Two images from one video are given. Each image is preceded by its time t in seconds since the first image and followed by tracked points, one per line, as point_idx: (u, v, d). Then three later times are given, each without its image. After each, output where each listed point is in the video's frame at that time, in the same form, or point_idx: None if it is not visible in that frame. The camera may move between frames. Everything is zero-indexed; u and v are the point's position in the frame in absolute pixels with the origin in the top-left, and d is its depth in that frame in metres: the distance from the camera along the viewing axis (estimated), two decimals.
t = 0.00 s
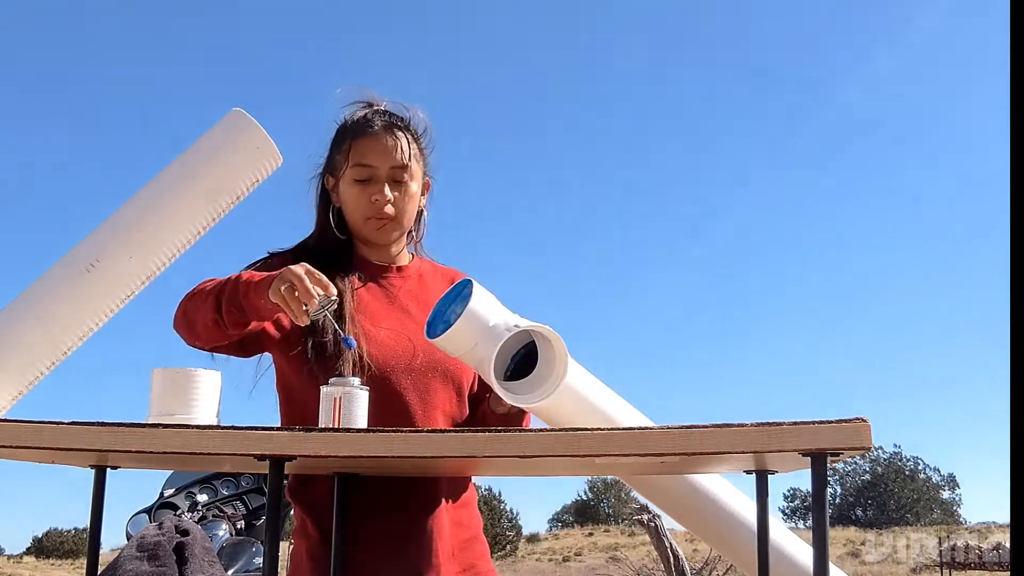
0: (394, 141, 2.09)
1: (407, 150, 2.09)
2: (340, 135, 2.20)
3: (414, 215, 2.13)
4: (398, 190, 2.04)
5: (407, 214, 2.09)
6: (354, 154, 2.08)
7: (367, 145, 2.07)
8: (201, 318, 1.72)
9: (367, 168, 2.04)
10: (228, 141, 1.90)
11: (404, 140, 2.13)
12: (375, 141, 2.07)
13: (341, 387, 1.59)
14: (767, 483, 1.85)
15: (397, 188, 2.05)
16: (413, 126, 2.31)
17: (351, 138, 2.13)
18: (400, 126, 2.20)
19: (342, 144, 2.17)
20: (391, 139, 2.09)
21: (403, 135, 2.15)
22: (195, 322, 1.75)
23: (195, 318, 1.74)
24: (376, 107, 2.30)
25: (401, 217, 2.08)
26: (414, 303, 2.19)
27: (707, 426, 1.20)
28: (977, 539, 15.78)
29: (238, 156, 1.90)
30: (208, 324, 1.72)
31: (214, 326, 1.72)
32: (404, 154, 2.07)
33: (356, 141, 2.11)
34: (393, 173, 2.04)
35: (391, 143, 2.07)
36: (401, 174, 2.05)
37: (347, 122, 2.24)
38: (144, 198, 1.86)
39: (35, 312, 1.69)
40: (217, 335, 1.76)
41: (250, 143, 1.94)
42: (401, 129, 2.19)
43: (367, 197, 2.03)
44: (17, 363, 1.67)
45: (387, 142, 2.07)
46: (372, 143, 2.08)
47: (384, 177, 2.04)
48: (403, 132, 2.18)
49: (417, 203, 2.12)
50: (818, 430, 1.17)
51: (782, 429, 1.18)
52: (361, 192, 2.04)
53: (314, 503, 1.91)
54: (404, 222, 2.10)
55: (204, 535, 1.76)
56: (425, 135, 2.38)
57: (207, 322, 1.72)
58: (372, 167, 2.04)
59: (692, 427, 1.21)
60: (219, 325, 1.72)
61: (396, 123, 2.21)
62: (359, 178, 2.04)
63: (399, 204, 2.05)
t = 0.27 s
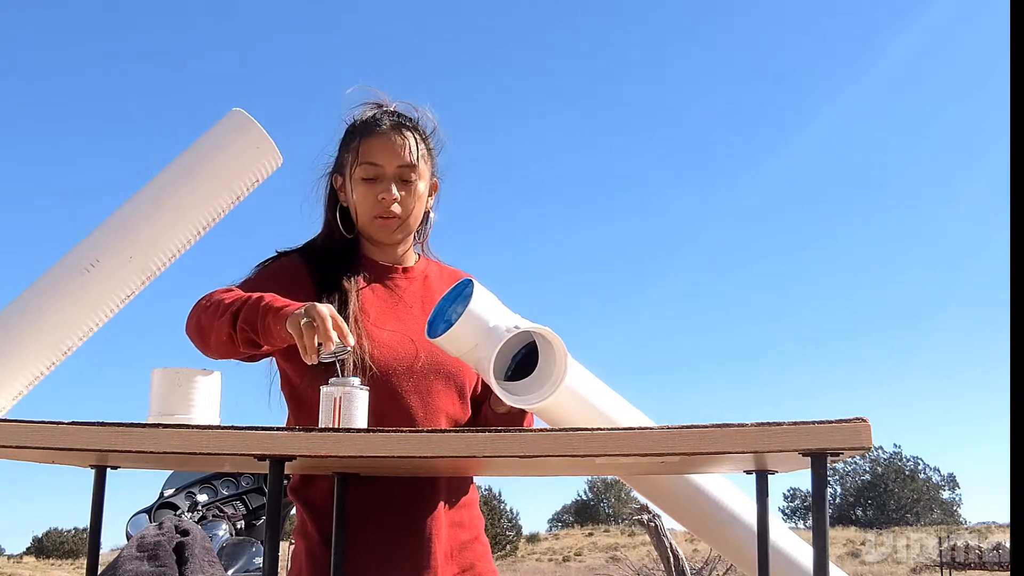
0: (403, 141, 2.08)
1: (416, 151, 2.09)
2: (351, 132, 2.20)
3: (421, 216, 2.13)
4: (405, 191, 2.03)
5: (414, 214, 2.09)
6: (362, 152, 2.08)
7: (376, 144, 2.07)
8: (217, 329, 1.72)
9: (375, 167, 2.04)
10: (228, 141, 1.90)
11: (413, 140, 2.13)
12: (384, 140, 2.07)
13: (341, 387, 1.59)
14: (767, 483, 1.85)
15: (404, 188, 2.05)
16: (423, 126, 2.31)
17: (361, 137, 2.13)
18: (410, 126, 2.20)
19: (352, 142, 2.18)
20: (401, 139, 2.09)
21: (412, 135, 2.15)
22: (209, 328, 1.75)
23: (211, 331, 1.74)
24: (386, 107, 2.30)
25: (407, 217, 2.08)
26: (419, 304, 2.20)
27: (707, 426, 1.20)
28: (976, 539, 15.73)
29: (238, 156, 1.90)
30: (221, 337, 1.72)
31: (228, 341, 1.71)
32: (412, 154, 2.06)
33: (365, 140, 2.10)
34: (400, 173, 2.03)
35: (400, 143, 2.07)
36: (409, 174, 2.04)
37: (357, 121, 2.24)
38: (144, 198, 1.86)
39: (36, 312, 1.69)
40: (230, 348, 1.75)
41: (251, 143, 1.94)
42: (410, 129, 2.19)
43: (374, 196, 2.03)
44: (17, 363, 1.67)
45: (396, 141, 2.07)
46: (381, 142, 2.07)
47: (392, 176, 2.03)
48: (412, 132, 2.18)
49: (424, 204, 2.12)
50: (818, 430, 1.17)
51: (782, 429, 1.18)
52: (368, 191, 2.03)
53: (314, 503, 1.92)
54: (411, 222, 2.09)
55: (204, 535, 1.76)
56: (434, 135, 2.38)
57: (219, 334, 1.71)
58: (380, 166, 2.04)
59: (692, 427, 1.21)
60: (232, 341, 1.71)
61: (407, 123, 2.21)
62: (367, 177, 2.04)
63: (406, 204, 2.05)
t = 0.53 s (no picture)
0: (415, 140, 2.09)
1: (427, 150, 2.09)
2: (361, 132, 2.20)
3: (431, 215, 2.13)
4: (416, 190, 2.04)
5: (424, 214, 2.09)
6: (373, 151, 2.09)
7: (387, 143, 2.08)
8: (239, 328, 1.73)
9: (385, 166, 2.04)
10: (228, 141, 1.90)
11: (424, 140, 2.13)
12: (395, 139, 2.07)
13: (341, 386, 1.58)
14: (767, 483, 1.85)
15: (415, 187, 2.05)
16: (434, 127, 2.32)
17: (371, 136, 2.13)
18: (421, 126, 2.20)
19: (362, 142, 2.18)
20: (412, 138, 2.09)
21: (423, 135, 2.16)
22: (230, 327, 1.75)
23: (222, 333, 1.75)
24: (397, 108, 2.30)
25: (417, 216, 2.08)
26: (427, 305, 2.21)
27: (707, 426, 1.20)
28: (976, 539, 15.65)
29: (238, 156, 1.90)
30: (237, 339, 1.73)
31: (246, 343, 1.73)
32: (423, 154, 2.07)
33: (376, 139, 2.11)
34: (411, 172, 2.04)
35: (412, 142, 2.07)
36: (419, 174, 2.05)
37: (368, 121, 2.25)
38: (144, 198, 1.86)
39: (36, 312, 1.69)
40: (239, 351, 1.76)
41: (251, 143, 1.94)
42: (421, 129, 2.19)
43: (385, 195, 2.04)
44: (17, 363, 1.67)
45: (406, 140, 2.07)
46: (392, 141, 2.08)
47: (402, 175, 2.04)
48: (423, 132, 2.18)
49: (434, 203, 2.12)
50: (818, 430, 1.17)
51: (782, 430, 1.18)
52: (379, 190, 2.04)
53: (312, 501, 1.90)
54: (421, 222, 2.10)
55: (204, 535, 1.76)
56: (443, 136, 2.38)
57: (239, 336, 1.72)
58: (391, 165, 2.04)
59: (692, 427, 1.21)
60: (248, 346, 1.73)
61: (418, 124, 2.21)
62: (377, 175, 2.05)
63: (416, 203, 2.05)
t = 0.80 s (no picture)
0: (426, 138, 2.09)
1: (439, 148, 2.10)
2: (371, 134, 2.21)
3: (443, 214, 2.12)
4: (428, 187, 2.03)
5: (437, 212, 2.08)
6: (383, 150, 2.09)
7: (397, 141, 2.08)
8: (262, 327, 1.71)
9: (396, 164, 2.04)
10: (228, 141, 1.90)
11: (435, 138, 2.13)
12: (405, 138, 2.08)
13: (342, 387, 1.59)
14: (767, 483, 1.85)
15: (426, 185, 2.05)
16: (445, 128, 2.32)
17: (381, 137, 2.14)
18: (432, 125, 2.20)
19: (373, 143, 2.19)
20: (423, 137, 2.09)
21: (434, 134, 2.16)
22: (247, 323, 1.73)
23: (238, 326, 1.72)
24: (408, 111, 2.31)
25: (430, 214, 2.07)
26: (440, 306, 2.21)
27: (707, 426, 1.21)
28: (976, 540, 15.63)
29: (238, 156, 1.90)
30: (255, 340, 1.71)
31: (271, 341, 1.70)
32: (434, 151, 2.07)
33: (387, 138, 2.11)
34: (422, 169, 2.04)
35: (422, 140, 2.08)
36: (430, 171, 2.05)
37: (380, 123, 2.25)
38: (144, 198, 1.86)
39: (35, 311, 1.69)
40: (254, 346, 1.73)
41: (251, 143, 1.94)
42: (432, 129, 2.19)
43: (396, 193, 2.03)
44: (17, 363, 1.67)
45: (417, 138, 2.07)
46: (402, 140, 2.08)
47: (413, 172, 2.04)
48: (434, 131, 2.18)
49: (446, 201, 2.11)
50: (818, 430, 1.17)
51: (782, 430, 1.18)
52: (390, 188, 2.04)
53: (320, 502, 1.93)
54: (433, 220, 2.09)
55: (204, 535, 1.76)
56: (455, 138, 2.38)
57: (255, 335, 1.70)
58: (403, 163, 2.04)
59: (692, 427, 1.21)
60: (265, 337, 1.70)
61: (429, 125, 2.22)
62: (389, 174, 2.05)
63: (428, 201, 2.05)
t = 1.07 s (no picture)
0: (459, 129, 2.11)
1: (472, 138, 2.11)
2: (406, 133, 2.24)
3: (483, 206, 2.14)
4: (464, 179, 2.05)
5: (475, 201, 2.09)
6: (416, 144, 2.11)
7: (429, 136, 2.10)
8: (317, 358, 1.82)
9: (431, 157, 2.07)
10: (228, 141, 1.90)
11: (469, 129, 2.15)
12: (437, 130, 2.10)
13: (342, 387, 1.59)
14: (767, 483, 1.85)
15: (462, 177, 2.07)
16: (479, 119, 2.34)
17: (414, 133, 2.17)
18: (466, 118, 2.22)
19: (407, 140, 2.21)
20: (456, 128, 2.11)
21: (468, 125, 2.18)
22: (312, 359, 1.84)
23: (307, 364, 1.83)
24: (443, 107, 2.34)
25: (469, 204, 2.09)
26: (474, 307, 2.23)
27: (707, 426, 1.21)
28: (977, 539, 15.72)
29: (238, 156, 1.90)
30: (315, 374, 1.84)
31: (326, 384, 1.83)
32: (467, 141, 2.08)
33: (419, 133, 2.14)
34: (457, 160, 2.06)
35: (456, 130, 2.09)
36: (465, 161, 2.07)
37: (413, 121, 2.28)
38: (145, 199, 1.86)
39: (35, 311, 1.69)
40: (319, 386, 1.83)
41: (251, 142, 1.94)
42: (466, 121, 2.21)
43: (433, 186, 2.06)
44: (17, 363, 1.67)
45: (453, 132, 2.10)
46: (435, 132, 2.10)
47: (449, 164, 2.06)
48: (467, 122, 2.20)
49: (485, 190, 2.12)
50: (817, 430, 1.17)
51: (782, 430, 1.18)
52: (426, 181, 2.06)
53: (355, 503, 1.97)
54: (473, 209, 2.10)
55: (204, 535, 1.76)
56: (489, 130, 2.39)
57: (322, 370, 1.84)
58: (439, 158, 2.07)
59: (692, 427, 1.21)
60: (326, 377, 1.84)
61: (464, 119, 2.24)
62: (424, 168, 2.07)
63: (465, 191, 2.06)
